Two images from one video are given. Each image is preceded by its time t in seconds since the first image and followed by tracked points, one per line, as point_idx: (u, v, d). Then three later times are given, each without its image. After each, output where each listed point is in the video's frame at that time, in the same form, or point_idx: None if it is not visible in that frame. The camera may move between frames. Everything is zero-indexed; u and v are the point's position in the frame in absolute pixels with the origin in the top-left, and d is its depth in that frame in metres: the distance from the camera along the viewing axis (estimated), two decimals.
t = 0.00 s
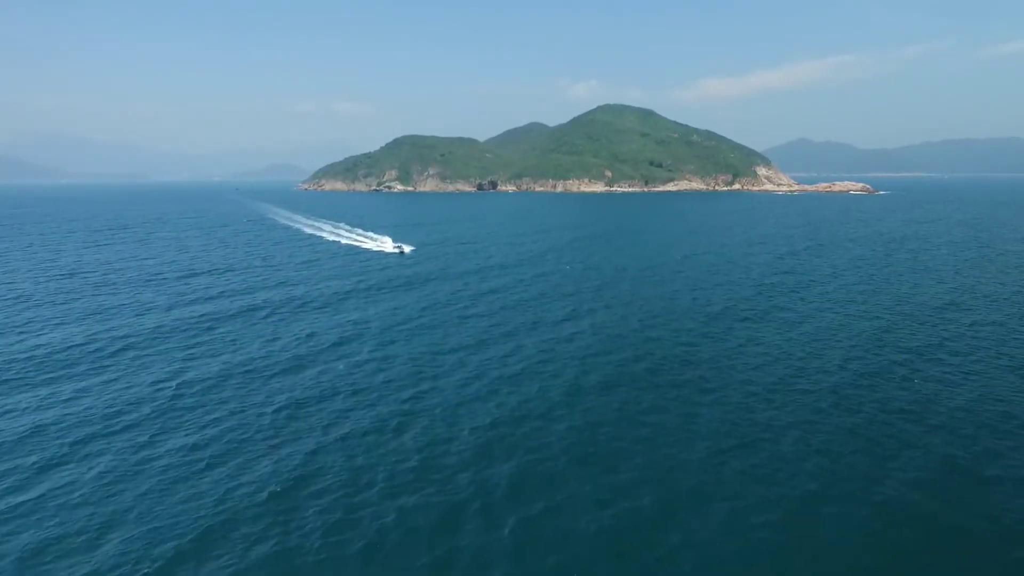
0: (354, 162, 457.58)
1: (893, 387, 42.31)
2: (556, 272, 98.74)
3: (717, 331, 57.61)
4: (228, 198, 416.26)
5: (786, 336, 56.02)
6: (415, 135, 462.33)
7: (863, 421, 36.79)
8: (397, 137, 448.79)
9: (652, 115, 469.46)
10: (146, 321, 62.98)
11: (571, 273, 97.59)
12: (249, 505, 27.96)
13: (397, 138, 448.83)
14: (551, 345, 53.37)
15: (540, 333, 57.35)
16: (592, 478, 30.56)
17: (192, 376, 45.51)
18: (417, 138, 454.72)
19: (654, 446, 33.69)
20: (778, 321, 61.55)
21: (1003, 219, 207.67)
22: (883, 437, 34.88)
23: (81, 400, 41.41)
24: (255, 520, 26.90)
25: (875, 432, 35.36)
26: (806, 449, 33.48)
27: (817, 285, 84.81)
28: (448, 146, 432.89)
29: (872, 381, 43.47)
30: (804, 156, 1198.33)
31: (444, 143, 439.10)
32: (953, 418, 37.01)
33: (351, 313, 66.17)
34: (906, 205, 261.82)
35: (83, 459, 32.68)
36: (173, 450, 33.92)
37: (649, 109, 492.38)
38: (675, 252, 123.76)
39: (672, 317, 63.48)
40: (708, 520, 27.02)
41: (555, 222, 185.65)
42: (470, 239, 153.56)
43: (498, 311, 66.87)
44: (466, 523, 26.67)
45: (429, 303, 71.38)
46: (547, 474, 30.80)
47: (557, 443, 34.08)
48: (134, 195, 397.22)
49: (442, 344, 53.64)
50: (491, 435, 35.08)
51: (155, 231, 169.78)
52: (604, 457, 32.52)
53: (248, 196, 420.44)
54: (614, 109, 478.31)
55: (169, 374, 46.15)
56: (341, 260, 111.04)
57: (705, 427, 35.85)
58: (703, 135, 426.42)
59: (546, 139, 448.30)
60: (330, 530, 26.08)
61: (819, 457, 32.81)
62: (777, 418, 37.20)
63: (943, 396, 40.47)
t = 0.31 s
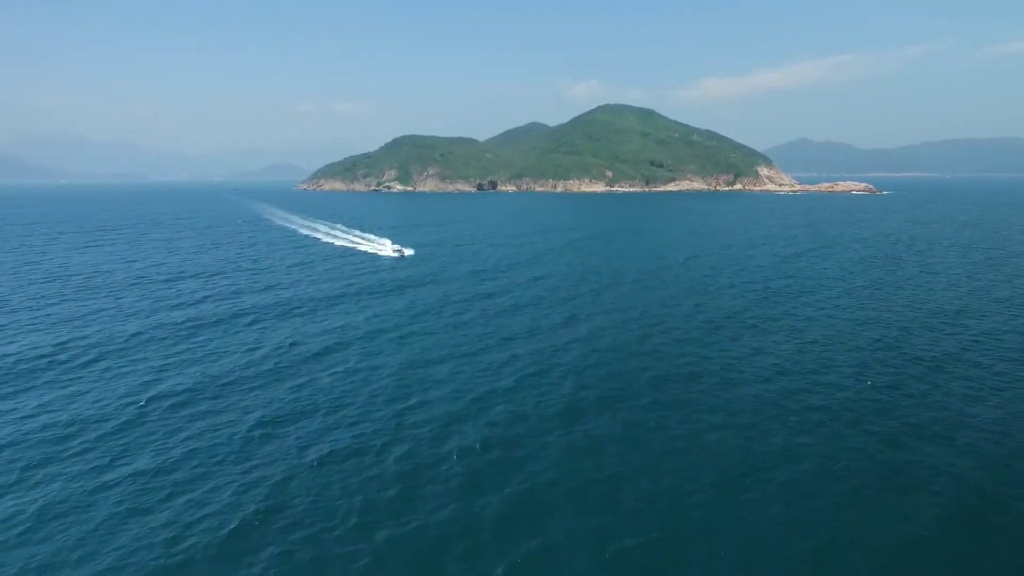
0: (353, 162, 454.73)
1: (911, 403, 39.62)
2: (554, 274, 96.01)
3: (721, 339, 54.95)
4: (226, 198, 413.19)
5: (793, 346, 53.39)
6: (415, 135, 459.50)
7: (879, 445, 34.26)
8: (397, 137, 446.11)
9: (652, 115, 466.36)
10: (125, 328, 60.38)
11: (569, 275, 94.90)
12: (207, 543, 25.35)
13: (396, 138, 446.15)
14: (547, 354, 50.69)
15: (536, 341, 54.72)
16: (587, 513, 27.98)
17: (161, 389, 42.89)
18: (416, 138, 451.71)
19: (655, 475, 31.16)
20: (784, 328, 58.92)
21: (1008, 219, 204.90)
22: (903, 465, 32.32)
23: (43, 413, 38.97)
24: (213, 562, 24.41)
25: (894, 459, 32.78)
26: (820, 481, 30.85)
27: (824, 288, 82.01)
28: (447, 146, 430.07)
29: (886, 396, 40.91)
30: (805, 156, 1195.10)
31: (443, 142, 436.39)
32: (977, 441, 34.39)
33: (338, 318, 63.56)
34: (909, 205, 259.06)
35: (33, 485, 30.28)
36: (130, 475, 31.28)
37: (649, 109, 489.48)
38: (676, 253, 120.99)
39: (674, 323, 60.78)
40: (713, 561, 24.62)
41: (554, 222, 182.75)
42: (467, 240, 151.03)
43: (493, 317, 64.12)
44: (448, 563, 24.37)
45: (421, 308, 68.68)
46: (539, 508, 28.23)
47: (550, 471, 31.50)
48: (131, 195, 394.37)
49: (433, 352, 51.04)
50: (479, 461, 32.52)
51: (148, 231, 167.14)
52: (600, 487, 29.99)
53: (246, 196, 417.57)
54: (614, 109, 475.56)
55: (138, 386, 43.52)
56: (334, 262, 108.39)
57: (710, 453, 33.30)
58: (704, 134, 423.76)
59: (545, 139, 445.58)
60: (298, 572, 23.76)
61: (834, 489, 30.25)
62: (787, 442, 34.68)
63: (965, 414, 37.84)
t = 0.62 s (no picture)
0: (352, 162, 451.86)
1: (930, 421, 37.00)
2: (552, 277, 93.36)
3: (725, 348, 52.33)
4: (224, 198, 410.70)
5: (801, 355, 50.73)
6: (414, 135, 456.64)
7: (899, 470, 31.64)
8: (396, 138, 443.29)
9: (653, 115, 463.23)
10: (102, 336, 57.81)
11: (568, 278, 92.27)
12: None
13: (396, 138, 443.33)
14: (541, 364, 48.07)
15: (531, 349, 52.09)
16: (582, 549, 25.43)
17: (130, 403, 40.35)
18: (415, 138, 448.98)
19: (656, 504, 28.59)
20: (791, 337, 56.24)
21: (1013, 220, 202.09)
22: (926, 493, 29.70)
23: None
24: None
25: (916, 486, 30.17)
26: (835, 512, 28.25)
27: (830, 292, 79.23)
28: (447, 146, 427.27)
29: (903, 413, 38.27)
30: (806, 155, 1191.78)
31: (443, 142, 433.50)
32: (1005, 466, 31.76)
33: (325, 324, 61.01)
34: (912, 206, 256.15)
35: None
36: (84, 503, 28.75)
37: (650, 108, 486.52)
38: (677, 255, 118.26)
39: (676, 330, 58.12)
40: None
41: (554, 223, 179.95)
42: (464, 241, 148.33)
43: (486, 323, 61.51)
44: None
45: (412, 313, 66.03)
46: (528, 543, 25.66)
47: (541, 499, 28.94)
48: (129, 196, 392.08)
49: (421, 363, 48.44)
50: (465, 487, 29.97)
51: (141, 232, 164.62)
52: (596, 519, 27.40)
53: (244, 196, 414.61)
54: (615, 108, 472.63)
55: (106, 400, 41.00)
56: (327, 265, 105.81)
57: (715, 480, 30.72)
58: (705, 134, 420.85)
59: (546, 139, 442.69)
60: None
61: (852, 521, 27.62)
62: (798, 466, 32.09)
63: (990, 434, 35.19)
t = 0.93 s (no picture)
0: (351, 162, 449.30)
1: (954, 444, 34.34)
2: (551, 279, 90.32)
3: (732, 360, 49.33)
4: (223, 198, 408.70)
5: (813, 368, 47.69)
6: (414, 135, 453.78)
7: (926, 506, 28.69)
8: (396, 138, 440.73)
9: (654, 114, 459.40)
10: (76, 344, 55.23)
11: (567, 280, 89.23)
12: None
13: (395, 138, 440.81)
14: (536, 376, 45.17)
15: (526, 359, 49.21)
16: None
17: (93, 421, 37.78)
18: (415, 137, 446.12)
19: (657, 540, 25.97)
20: (802, 347, 53.17)
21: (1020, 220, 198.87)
22: (957, 533, 26.77)
23: None
24: None
25: (946, 525, 27.23)
26: (855, 547, 25.76)
27: (838, 295, 76.52)
28: (447, 145, 424.51)
29: (928, 438, 35.20)
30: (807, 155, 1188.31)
31: (443, 142, 430.87)
32: None
33: (310, 331, 58.34)
34: (916, 205, 252.95)
35: None
36: (25, 537, 26.17)
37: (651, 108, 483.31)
38: (680, 257, 115.09)
39: (679, 339, 55.16)
40: None
41: (554, 223, 176.84)
42: (461, 242, 145.71)
43: (479, 331, 58.57)
44: None
45: (403, 319, 63.20)
46: None
47: (530, 534, 26.30)
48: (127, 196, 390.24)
49: (408, 374, 45.62)
50: (446, 522, 27.08)
51: (135, 233, 162.24)
52: (589, 561, 24.55)
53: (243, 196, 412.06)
54: (616, 108, 469.95)
55: (67, 416, 38.41)
56: (320, 267, 103.04)
57: (724, 515, 27.85)
58: (707, 133, 417.84)
59: (546, 138, 439.98)
60: None
61: (873, 562, 24.90)
62: (814, 499, 29.19)
63: (1019, 461, 32.48)
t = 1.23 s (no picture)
0: (350, 161, 446.52)
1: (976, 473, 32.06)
2: (549, 281, 87.75)
3: (737, 371, 46.85)
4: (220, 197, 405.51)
5: (821, 380, 45.39)
6: (414, 134, 450.87)
7: (947, 550, 26.46)
8: (395, 137, 438.05)
9: (654, 113, 455.97)
10: (50, 353, 52.96)
11: (565, 282, 86.72)
12: None
13: (395, 137, 438.12)
14: (531, 389, 42.69)
15: (520, 370, 46.74)
16: None
17: (53, 438, 35.41)
18: (413, 136, 442.91)
19: None
20: (810, 356, 50.68)
21: None
22: None
23: None
24: None
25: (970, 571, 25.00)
26: None
27: (845, 298, 74.06)
28: (447, 144, 421.81)
29: (948, 470, 32.93)
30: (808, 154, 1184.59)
31: (442, 141, 428.18)
32: None
33: (294, 338, 55.92)
34: (920, 205, 250.11)
35: None
36: None
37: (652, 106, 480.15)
38: (680, 258, 112.53)
39: (682, 348, 52.63)
40: None
41: (553, 223, 174.04)
42: (459, 242, 143.30)
43: (473, 338, 56.02)
44: None
45: (393, 325, 60.79)
46: None
47: None
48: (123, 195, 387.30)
49: (394, 386, 43.12)
50: (426, 564, 24.75)
51: (125, 233, 159.44)
52: None
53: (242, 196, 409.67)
54: (616, 106, 467.02)
55: (26, 433, 36.04)
56: (311, 269, 100.50)
57: (731, 559, 25.69)
58: (708, 132, 414.91)
59: (546, 137, 437.20)
60: None
61: None
62: (830, 544, 26.93)
63: None
